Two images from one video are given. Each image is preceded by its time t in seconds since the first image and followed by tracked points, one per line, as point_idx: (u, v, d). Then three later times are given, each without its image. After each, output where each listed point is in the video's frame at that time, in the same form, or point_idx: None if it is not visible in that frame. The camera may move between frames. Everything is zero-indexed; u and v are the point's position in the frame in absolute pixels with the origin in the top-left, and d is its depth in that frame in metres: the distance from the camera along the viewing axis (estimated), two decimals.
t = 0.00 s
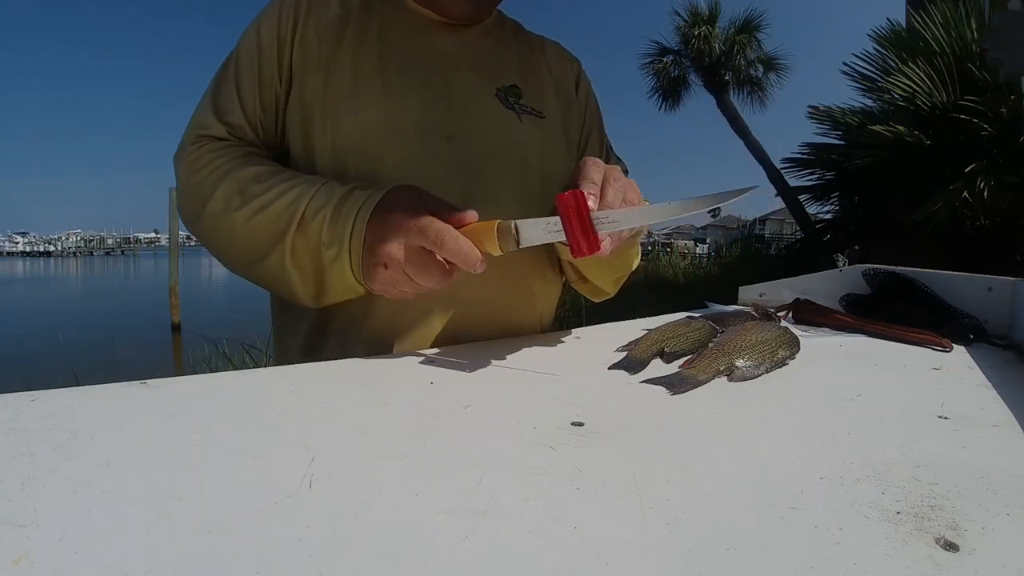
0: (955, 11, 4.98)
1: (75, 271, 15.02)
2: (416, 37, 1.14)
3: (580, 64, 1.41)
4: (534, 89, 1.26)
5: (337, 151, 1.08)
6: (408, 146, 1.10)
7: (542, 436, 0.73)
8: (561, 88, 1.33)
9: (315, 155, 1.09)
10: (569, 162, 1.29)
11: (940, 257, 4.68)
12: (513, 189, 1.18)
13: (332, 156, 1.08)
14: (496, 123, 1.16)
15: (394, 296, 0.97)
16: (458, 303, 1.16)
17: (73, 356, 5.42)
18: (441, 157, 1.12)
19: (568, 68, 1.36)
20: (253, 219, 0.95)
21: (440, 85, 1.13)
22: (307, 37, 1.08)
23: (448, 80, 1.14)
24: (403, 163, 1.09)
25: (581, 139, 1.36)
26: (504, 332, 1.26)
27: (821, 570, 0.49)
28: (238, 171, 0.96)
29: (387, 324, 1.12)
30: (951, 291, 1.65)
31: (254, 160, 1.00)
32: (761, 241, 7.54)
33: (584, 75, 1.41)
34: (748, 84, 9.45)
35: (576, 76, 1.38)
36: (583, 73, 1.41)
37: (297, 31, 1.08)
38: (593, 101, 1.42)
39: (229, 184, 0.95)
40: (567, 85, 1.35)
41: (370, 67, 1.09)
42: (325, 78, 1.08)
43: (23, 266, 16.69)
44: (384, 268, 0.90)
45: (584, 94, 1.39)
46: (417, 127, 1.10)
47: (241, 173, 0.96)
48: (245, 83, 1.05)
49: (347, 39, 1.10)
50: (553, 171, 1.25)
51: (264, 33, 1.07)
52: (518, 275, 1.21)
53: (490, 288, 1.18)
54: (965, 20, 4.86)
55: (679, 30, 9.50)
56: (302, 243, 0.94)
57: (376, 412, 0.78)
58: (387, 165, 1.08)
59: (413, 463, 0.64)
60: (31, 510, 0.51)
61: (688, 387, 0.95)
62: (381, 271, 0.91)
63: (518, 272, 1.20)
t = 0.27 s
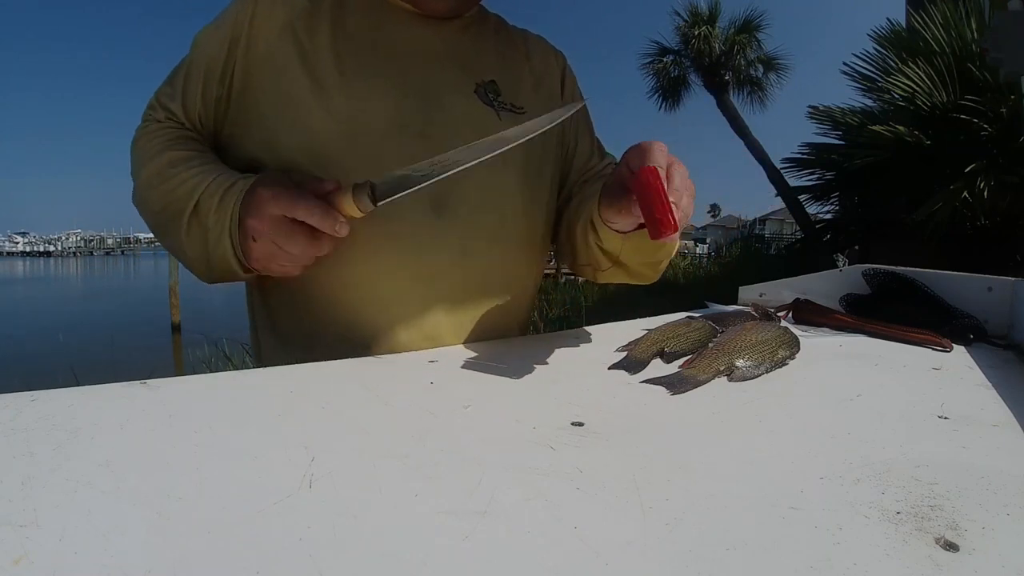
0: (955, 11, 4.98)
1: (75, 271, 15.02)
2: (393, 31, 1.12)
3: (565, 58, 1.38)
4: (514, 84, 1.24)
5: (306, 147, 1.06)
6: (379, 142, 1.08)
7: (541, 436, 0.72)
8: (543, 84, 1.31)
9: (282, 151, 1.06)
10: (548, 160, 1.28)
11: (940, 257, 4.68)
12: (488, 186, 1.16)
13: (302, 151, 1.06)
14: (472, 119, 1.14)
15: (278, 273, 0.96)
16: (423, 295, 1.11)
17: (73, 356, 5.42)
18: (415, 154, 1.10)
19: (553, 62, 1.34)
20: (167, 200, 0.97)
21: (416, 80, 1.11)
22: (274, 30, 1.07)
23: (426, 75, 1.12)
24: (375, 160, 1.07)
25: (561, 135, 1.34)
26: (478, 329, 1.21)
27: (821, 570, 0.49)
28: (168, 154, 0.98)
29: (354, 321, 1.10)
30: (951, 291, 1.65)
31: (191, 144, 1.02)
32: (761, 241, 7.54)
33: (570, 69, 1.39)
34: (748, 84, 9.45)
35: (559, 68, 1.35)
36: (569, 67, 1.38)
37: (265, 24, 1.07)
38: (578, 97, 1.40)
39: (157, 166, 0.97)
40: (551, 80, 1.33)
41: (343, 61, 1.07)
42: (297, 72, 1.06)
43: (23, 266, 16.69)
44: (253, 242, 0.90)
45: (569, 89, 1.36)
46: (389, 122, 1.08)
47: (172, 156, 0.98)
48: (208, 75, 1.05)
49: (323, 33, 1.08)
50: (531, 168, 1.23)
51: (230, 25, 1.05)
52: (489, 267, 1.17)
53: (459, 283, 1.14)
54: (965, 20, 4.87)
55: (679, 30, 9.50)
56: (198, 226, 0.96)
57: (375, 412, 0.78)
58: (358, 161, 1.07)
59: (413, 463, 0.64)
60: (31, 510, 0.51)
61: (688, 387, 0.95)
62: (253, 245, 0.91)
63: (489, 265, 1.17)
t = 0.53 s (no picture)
0: (955, 11, 4.98)
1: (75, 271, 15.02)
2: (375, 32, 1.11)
3: (539, 58, 1.39)
4: (493, 85, 1.25)
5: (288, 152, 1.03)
6: (362, 142, 1.07)
7: (541, 436, 0.72)
8: (520, 84, 1.31)
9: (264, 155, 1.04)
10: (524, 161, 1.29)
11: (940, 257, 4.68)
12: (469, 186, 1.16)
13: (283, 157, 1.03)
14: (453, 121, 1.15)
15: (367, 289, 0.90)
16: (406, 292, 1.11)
17: (72, 356, 5.42)
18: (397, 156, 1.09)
19: (527, 62, 1.35)
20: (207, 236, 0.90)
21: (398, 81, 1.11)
22: (254, 31, 1.04)
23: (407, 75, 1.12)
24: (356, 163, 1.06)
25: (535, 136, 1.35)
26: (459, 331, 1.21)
27: (821, 570, 0.49)
28: (192, 181, 0.92)
29: (337, 326, 1.08)
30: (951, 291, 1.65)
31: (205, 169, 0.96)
32: (761, 241, 7.54)
33: (544, 69, 1.40)
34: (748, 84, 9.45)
35: (531, 69, 1.36)
36: (542, 68, 1.39)
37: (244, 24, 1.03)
38: (551, 97, 1.42)
39: (181, 197, 0.91)
40: (526, 80, 1.33)
41: (324, 60, 1.06)
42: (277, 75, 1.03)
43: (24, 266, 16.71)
44: (347, 256, 0.84)
45: (542, 90, 1.38)
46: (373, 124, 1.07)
47: (198, 183, 0.91)
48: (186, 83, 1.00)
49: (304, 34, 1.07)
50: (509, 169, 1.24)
51: (208, 26, 1.02)
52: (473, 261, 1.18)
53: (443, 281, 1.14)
54: (965, 20, 4.87)
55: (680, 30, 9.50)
56: (258, 250, 0.90)
57: (375, 412, 0.78)
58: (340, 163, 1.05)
59: (413, 463, 0.64)
60: (31, 510, 0.51)
61: (688, 387, 0.95)
62: (346, 259, 0.84)
63: (470, 264, 1.17)
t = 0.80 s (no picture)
0: (955, 11, 4.99)
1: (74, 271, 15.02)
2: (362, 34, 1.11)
3: (523, 52, 1.39)
4: (479, 83, 1.25)
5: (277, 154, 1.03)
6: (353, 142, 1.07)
7: (541, 436, 0.72)
8: (506, 80, 1.31)
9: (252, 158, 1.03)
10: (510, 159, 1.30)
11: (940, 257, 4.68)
12: (457, 187, 1.17)
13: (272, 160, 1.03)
14: (440, 122, 1.15)
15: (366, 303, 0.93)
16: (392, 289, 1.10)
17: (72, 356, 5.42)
18: (385, 158, 1.10)
19: (512, 58, 1.35)
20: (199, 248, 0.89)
21: (386, 82, 1.11)
22: (238, 33, 1.03)
23: (394, 75, 1.12)
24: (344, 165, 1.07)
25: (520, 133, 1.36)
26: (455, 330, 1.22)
27: (821, 570, 0.49)
28: (178, 191, 0.90)
29: (330, 327, 1.08)
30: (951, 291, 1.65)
31: (192, 177, 0.94)
32: (761, 241, 7.54)
33: (529, 62, 1.40)
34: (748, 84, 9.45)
35: (517, 63, 1.36)
36: (527, 62, 1.39)
37: (228, 27, 1.02)
38: (536, 92, 1.42)
39: (169, 208, 0.89)
40: (512, 76, 1.33)
41: (312, 62, 1.05)
42: (265, 78, 1.03)
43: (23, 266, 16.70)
44: (351, 272, 0.86)
45: (528, 85, 1.38)
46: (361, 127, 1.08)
47: (185, 193, 0.90)
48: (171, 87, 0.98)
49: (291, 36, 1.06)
50: (495, 169, 1.25)
51: (191, 29, 1.00)
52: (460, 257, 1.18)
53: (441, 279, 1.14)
54: (965, 20, 4.87)
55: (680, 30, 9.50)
56: (254, 261, 0.90)
57: (374, 412, 0.78)
58: (328, 165, 1.06)
59: (413, 463, 0.64)
60: (31, 510, 0.51)
61: (688, 387, 0.95)
62: (348, 275, 0.86)
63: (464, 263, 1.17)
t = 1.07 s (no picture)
0: (955, 11, 4.98)
1: (74, 271, 15.02)
2: (350, 31, 1.11)
3: (514, 47, 1.39)
4: (471, 79, 1.25)
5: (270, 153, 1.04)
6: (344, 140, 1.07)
7: (541, 436, 0.72)
8: (498, 75, 1.31)
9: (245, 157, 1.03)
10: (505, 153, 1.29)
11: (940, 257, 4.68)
12: (449, 185, 1.17)
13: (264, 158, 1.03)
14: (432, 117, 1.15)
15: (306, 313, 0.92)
16: (381, 286, 1.08)
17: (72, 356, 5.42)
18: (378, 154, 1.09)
19: (503, 52, 1.35)
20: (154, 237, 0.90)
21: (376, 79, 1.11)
22: (224, 32, 1.03)
23: (384, 72, 1.12)
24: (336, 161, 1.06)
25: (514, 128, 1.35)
26: (442, 333, 1.21)
27: (822, 570, 0.49)
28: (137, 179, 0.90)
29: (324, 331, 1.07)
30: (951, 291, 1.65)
31: (158, 166, 0.95)
32: (761, 241, 7.54)
33: (521, 56, 1.40)
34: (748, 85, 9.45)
35: (508, 60, 1.36)
36: (518, 57, 1.39)
37: (214, 25, 1.03)
38: (528, 86, 1.41)
39: (126, 195, 0.89)
40: (504, 71, 1.33)
41: (298, 59, 1.06)
42: (252, 77, 1.03)
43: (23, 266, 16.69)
44: (292, 287, 0.85)
45: (520, 80, 1.38)
46: (353, 122, 1.07)
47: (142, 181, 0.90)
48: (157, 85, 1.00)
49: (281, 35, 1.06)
50: (491, 163, 1.24)
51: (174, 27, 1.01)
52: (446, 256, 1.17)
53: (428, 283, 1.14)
54: (965, 20, 4.87)
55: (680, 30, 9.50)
56: (203, 258, 0.90)
57: (375, 412, 0.78)
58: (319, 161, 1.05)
59: (412, 463, 0.64)
60: (31, 510, 0.51)
61: (688, 387, 0.95)
62: (287, 290, 0.86)
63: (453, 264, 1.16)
